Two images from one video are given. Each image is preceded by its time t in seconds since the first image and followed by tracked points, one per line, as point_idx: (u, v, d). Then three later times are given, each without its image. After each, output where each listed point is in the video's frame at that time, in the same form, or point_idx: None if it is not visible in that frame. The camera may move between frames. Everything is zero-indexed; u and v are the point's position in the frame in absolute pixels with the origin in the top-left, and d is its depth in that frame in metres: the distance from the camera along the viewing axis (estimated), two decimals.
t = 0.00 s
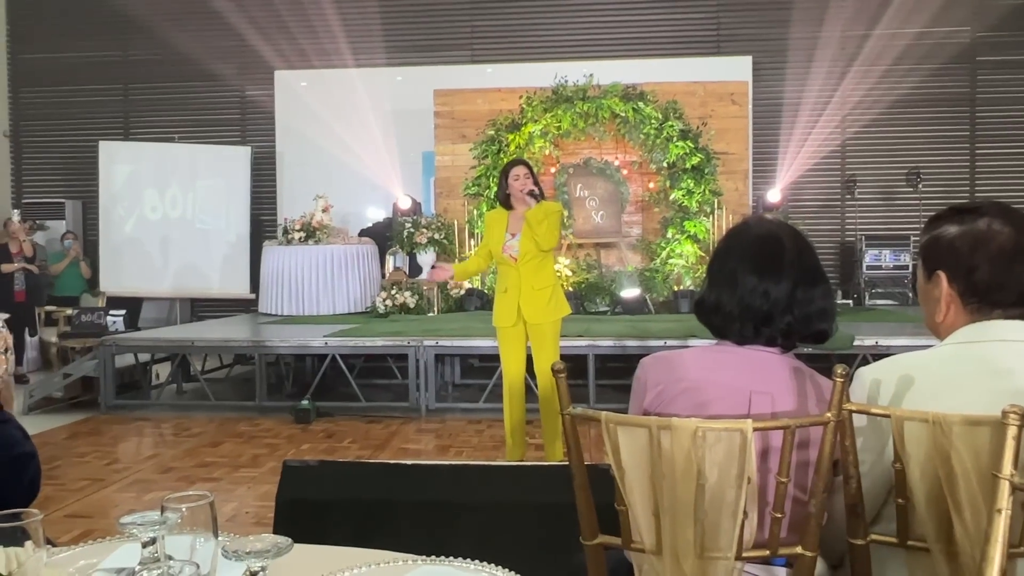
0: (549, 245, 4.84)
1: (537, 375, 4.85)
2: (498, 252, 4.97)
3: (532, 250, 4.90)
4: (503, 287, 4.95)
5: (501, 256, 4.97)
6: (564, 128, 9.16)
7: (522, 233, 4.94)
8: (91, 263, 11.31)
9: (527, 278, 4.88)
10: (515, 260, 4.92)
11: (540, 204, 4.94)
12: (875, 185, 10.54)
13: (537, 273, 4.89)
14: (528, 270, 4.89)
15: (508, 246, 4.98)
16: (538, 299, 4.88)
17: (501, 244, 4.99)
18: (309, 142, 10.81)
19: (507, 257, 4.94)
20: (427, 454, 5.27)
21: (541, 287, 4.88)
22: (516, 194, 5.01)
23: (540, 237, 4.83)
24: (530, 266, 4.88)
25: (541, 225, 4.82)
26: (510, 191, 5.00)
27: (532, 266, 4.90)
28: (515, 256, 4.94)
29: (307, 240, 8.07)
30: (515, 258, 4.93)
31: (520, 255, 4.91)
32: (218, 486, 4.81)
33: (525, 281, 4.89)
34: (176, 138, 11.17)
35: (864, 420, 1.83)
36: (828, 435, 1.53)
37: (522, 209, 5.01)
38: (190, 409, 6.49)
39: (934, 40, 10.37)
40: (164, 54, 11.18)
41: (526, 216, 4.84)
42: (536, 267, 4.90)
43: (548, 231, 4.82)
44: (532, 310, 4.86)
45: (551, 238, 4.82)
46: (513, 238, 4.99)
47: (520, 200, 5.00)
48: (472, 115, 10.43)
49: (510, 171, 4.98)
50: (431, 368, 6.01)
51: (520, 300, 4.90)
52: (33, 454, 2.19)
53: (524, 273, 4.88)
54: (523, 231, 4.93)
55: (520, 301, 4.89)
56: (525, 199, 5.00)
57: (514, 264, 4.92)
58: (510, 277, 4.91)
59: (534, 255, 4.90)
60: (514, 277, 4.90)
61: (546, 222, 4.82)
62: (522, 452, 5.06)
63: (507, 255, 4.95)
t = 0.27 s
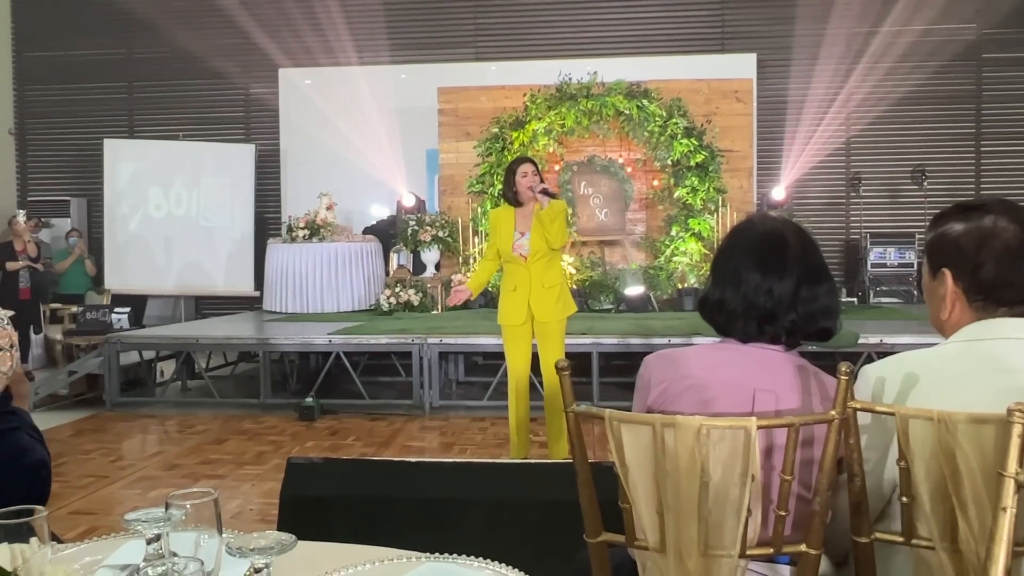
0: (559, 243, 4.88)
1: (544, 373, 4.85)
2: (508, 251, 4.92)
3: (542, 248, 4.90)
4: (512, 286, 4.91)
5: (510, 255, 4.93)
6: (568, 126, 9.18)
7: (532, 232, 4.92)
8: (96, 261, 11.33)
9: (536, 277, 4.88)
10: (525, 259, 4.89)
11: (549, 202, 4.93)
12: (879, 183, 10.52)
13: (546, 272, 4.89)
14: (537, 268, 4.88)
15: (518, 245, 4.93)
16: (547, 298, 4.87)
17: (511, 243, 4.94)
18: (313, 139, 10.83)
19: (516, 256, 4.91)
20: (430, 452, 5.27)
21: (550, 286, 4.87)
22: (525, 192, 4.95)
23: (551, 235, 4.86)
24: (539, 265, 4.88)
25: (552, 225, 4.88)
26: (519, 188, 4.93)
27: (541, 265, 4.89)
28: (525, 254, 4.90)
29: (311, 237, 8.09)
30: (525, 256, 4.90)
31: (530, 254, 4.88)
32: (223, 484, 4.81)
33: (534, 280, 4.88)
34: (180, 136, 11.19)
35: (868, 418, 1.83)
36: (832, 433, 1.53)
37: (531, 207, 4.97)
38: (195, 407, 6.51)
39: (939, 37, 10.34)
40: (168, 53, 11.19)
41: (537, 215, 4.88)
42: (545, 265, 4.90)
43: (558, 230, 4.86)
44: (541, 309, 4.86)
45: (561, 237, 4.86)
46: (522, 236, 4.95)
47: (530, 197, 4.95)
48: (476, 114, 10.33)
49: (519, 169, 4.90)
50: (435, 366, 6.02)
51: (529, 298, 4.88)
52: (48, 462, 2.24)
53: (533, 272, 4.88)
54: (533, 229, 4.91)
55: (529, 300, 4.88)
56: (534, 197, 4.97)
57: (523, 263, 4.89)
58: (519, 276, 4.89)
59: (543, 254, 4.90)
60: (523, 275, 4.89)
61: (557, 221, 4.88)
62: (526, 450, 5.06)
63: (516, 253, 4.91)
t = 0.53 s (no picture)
0: (564, 240, 4.86)
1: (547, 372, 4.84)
2: (512, 248, 4.92)
3: (547, 246, 4.89)
4: (517, 284, 4.90)
5: (515, 253, 4.92)
6: (570, 124, 9.19)
7: (537, 229, 4.90)
8: (99, 258, 11.34)
9: (541, 275, 4.86)
10: (530, 256, 4.87)
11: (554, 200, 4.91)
12: (882, 181, 10.50)
13: (551, 270, 4.88)
14: (542, 266, 4.87)
15: (523, 242, 4.92)
16: (551, 296, 4.86)
17: (515, 240, 4.93)
18: (316, 137, 10.82)
19: (521, 253, 4.90)
20: (432, 450, 5.28)
21: (554, 284, 4.87)
22: (529, 189, 4.95)
23: (556, 233, 4.85)
24: (544, 263, 4.87)
25: (557, 222, 4.86)
26: (524, 185, 4.93)
27: (546, 263, 4.88)
28: (530, 252, 4.89)
29: (313, 235, 8.11)
30: (530, 254, 4.89)
31: (535, 251, 4.87)
32: (224, 481, 4.82)
33: (538, 278, 4.87)
34: (183, 135, 11.22)
35: (871, 417, 1.83)
36: (834, 432, 1.53)
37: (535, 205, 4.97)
38: (197, 405, 6.52)
39: (943, 35, 10.31)
40: (171, 51, 11.20)
41: (543, 212, 4.86)
42: (550, 263, 4.89)
43: (563, 227, 4.85)
44: (546, 307, 4.86)
45: (566, 234, 4.84)
46: (527, 234, 4.93)
47: (534, 194, 4.95)
48: (478, 111, 10.32)
49: (524, 166, 4.91)
50: (437, 364, 6.03)
51: (533, 296, 4.88)
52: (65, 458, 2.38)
53: (538, 270, 4.87)
54: (538, 227, 4.90)
55: (534, 298, 4.88)
56: (539, 194, 4.96)
57: (528, 260, 4.88)
58: (524, 274, 4.87)
59: (548, 251, 4.89)
60: (528, 273, 4.87)
61: (562, 218, 4.86)
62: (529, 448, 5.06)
63: (521, 250, 4.90)
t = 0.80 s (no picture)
0: (567, 239, 4.85)
1: (549, 370, 4.84)
2: (515, 246, 4.91)
3: (549, 244, 4.89)
4: (520, 282, 4.90)
5: (518, 251, 4.91)
6: (572, 122, 9.19)
7: (540, 228, 4.90)
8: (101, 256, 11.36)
9: (544, 274, 4.86)
10: (533, 255, 4.87)
11: (557, 198, 4.90)
12: (884, 180, 10.49)
13: (554, 268, 4.88)
14: (545, 265, 4.87)
15: (526, 241, 4.91)
16: (554, 295, 4.86)
17: (518, 239, 4.93)
18: (318, 136, 10.83)
19: (524, 252, 4.89)
20: (434, 449, 5.28)
21: (557, 283, 4.86)
22: (532, 187, 4.95)
23: (559, 231, 4.84)
24: (547, 262, 4.87)
25: (560, 220, 4.85)
26: (527, 183, 4.93)
27: (549, 261, 4.88)
28: (532, 251, 4.89)
29: (315, 234, 8.13)
30: (532, 252, 4.89)
31: (538, 250, 4.87)
32: (227, 479, 4.83)
33: (541, 277, 4.87)
34: (185, 133, 11.23)
35: (874, 416, 1.83)
36: (836, 431, 1.53)
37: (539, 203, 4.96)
38: (199, 402, 6.53)
39: (945, 34, 10.30)
40: (173, 49, 11.20)
41: (546, 210, 4.85)
42: (552, 262, 4.89)
43: (566, 226, 4.83)
44: (548, 306, 4.85)
45: (569, 233, 4.83)
46: (530, 233, 4.93)
47: (537, 192, 4.95)
48: (480, 109, 10.33)
49: (527, 164, 4.90)
50: (439, 362, 6.03)
51: (536, 295, 4.88)
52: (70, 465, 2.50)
53: (541, 268, 4.87)
54: (541, 225, 4.90)
55: (537, 297, 4.88)
56: (542, 192, 4.96)
57: (531, 259, 4.88)
58: (527, 272, 4.87)
59: (551, 250, 4.89)
60: (530, 272, 4.87)
61: (564, 217, 4.85)
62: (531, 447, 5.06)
63: (524, 249, 4.90)
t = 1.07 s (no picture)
0: (568, 237, 4.84)
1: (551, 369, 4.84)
2: (517, 245, 4.92)
3: (550, 243, 4.89)
4: (521, 281, 4.91)
5: (519, 250, 4.92)
6: (574, 121, 9.18)
7: (541, 227, 4.91)
8: (103, 254, 11.36)
9: (545, 273, 4.86)
10: (534, 253, 4.88)
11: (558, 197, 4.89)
12: (886, 179, 10.48)
13: (555, 267, 4.88)
14: (546, 263, 4.87)
15: (527, 239, 4.92)
16: (555, 293, 4.86)
17: (520, 237, 4.94)
18: (319, 134, 10.83)
19: (525, 250, 4.90)
20: (436, 447, 5.28)
21: (559, 282, 4.86)
22: (534, 185, 4.94)
23: (560, 230, 4.84)
24: (548, 260, 4.87)
25: (560, 218, 4.84)
26: (528, 182, 4.93)
27: (550, 260, 4.88)
28: (533, 249, 4.89)
29: (317, 232, 8.14)
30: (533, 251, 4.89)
31: (539, 248, 4.87)
32: (229, 478, 4.83)
33: (542, 276, 4.86)
34: (187, 131, 11.23)
35: (876, 416, 1.83)
36: (839, 430, 1.53)
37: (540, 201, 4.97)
38: (201, 401, 6.53)
39: (947, 33, 10.29)
40: (174, 47, 11.20)
41: (546, 208, 4.86)
42: (554, 260, 4.89)
43: (566, 224, 4.83)
44: (550, 304, 4.85)
45: (569, 231, 4.82)
46: (531, 231, 4.93)
47: (539, 190, 4.94)
48: (482, 108, 10.36)
49: (528, 162, 4.90)
50: (440, 361, 6.03)
51: (537, 294, 4.87)
52: (82, 484, 2.26)
53: (542, 267, 4.86)
54: (542, 224, 4.90)
55: (538, 296, 4.87)
56: (543, 191, 4.95)
57: (532, 257, 4.88)
58: (528, 271, 4.88)
59: (552, 248, 4.89)
60: (531, 270, 4.88)
61: (564, 215, 4.85)
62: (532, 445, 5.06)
63: (525, 247, 4.90)
